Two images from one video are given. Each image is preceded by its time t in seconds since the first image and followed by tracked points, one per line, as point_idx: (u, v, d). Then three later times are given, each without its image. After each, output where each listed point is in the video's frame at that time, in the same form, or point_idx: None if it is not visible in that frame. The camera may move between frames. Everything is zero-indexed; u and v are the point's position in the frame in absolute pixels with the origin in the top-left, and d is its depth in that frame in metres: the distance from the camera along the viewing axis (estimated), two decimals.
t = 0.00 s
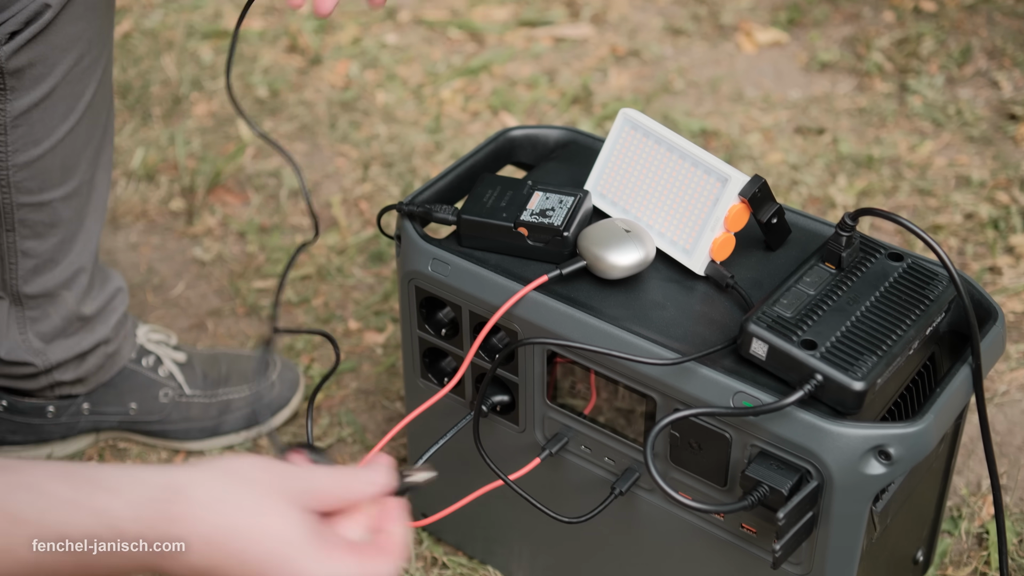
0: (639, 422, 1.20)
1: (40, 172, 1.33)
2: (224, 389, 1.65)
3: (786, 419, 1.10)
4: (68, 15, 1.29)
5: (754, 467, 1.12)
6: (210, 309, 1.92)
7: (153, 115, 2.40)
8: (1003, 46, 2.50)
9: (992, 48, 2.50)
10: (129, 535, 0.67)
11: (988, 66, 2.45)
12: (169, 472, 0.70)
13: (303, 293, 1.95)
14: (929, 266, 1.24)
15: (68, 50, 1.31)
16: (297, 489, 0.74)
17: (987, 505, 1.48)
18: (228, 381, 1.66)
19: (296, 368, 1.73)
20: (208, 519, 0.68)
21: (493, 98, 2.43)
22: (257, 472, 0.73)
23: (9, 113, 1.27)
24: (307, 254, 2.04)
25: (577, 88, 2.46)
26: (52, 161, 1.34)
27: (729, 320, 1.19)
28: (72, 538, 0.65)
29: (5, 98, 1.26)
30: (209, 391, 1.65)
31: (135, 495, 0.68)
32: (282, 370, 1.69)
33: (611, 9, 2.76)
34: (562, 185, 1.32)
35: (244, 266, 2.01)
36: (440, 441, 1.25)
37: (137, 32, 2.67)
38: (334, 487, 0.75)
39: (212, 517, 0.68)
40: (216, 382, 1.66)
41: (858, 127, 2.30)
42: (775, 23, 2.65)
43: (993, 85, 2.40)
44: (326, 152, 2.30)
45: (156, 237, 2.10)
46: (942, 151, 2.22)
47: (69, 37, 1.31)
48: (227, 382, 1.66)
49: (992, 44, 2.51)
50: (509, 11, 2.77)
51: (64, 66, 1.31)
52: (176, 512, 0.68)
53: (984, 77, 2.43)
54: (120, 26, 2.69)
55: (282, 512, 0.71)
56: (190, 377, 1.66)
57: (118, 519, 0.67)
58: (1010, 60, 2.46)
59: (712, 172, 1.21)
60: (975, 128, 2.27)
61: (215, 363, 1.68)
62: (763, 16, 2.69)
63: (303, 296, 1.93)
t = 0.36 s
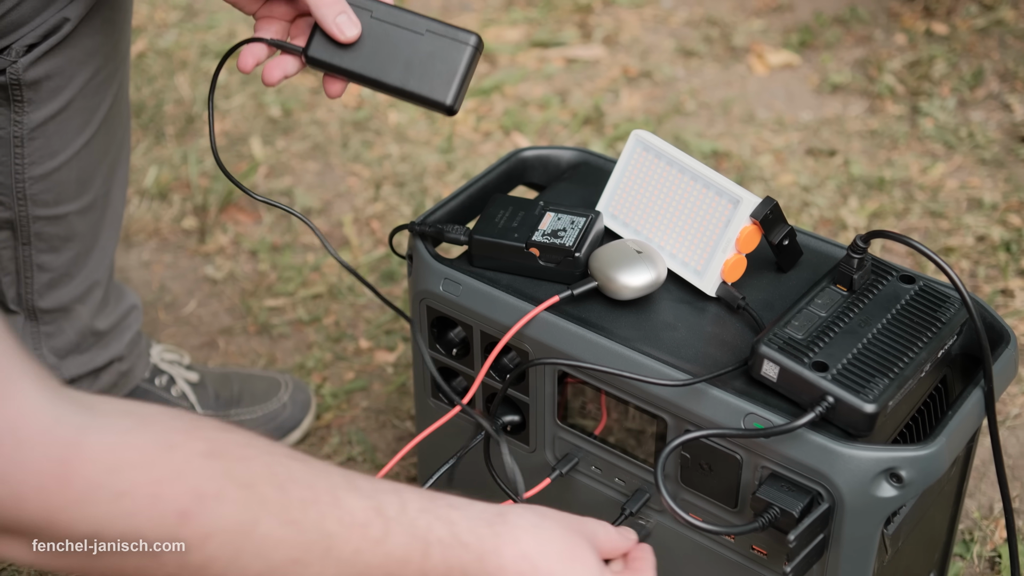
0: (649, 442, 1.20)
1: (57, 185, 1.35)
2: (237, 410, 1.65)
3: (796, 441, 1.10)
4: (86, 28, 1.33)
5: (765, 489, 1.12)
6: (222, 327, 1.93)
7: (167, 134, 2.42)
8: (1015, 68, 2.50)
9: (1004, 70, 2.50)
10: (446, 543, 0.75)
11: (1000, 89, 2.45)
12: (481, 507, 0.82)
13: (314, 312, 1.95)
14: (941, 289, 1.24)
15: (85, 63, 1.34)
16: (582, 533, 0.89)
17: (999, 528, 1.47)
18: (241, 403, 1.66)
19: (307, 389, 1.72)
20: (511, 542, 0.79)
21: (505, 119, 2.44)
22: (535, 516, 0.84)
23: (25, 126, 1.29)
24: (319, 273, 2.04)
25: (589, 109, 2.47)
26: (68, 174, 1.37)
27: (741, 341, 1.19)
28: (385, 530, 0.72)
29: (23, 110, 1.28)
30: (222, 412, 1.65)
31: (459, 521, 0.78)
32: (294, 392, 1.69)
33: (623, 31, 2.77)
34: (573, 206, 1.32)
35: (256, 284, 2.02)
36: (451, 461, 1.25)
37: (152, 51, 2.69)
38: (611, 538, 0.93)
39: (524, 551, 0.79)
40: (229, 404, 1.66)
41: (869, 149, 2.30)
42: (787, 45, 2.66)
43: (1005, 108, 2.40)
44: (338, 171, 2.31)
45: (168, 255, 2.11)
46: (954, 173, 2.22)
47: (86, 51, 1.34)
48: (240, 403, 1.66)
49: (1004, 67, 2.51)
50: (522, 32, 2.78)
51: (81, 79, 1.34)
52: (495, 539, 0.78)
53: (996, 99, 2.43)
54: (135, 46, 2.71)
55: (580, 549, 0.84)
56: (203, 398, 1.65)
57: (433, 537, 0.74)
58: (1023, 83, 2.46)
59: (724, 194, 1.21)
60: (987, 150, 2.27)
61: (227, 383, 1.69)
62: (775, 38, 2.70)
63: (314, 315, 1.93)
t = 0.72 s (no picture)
0: (653, 445, 1.20)
1: (69, 184, 1.37)
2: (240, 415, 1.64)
3: (800, 445, 1.09)
4: (103, 29, 1.35)
5: (768, 493, 1.12)
6: (225, 330, 1.93)
7: (171, 137, 2.42)
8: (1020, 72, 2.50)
9: (1009, 74, 2.50)
10: (511, 535, 0.85)
11: (1005, 93, 2.45)
12: (544, 501, 0.92)
13: (317, 314, 1.95)
14: (945, 293, 1.24)
15: (101, 65, 1.36)
16: (641, 532, 0.99)
17: (1003, 532, 1.46)
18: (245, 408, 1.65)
19: (312, 393, 1.71)
20: (570, 534, 0.89)
21: (509, 122, 2.44)
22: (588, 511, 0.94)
23: (40, 124, 1.30)
24: (322, 276, 2.04)
25: (593, 112, 2.47)
26: (81, 174, 1.38)
27: (744, 345, 1.19)
28: (453, 522, 0.82)
29: (39, 109, 1.30)
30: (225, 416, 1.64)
31: (523, 514, 0.88)
32: (298, 396, 1.68)
33: (627, 34, 2.77)
34: (577, 209, 1.32)
35: (260, 287, 2.02)
36: (454, 464, 1.25)
37: (157, 54, 2.70)
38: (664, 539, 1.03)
39: (582, 544, 0.89)
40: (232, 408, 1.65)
41: (873, 153, 2.30)
42: (791, 49, 2.66)
43: (1010, 112, 2.40)
44: (342, 174, 2.31)
45: (172, 257, 2.11)
46: (958, 177, 2.22)
47: (103, 52, 1.36)
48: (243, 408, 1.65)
49: (1009, 71, 2.51)
50: (526, 35, 2.79)
51: (96, 79, 1.36)
52: (558, 531, 0.88)
53: (1001, 103, 2.43)
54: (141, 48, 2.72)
55: (634, 545, 0.93)
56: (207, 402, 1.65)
57: (499, 529, 0.84)
58: None
59: (727, 198, 1.21)
60: (992, 154, 2.27)
61: (231, 387, 1.68)
62: (779, 42, 2.70)
63: (317, 317, 1.93)
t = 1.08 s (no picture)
0: (644, 424, 1.20)
1: (64, 163, 1.36)
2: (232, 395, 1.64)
3: (791, 422, 1.10)
4: (100, 7, 1.34)
5: (760, 470, 1.12)
6: (216, 310, 1.92)
7: (161, 117, 2.42)
8: (1011, 50, 2.50)
9: (999, 52, 2.50)
10: (502, 523, 0.85)
11: (995, 71, 2.45)
12: (535, 488, 0.92)
13: (308, 294, 1.94)
14: (936, 270, 1.24)
15: (98, 43, 1.36)
16: (635, 515, 0.99)
17: (993, 507, 1.47)
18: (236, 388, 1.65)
19: (303, 373, 1.71)
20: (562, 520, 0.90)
21: (500, 102, 2.44)
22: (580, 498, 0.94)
23: (36, 102, 1.30)
24: (313, 256, 2.03)
25: (584, 91, 2.47)
26: (76, 152, 1.38)
27: (735, 322, 1.19)
28: (446, 510, 0.82)
29: (34, 87, 1.29)
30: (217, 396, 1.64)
31: (515, 503, 0.88)
32: (290, 375, 1.68)
33: (618, 13, 2.77)
34: (568, 188, 1.32)
35: (250, 267, 2.01)
36: (446, 442, 1.25)
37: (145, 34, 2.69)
38: (658, 520, 1.03)
39: (573, 532, 0.90)
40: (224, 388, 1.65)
41: (864, 131, 2.30)
42: (782, 27, 2.66)
43: (1000, 89, 2.40)
44: (333, 154, 2.31)
45: (162, 238, 2.11)
46: (949, 155, 2.22)
47: (100, 30, 1.36)
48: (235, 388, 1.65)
49: (999, 49, 2.51)
50: (517, 14, 2.78)
51: (93, 58, 1.35)
52: (549, 520, 0.89)
53: (991, 81, 2.43)
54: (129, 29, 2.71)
55: (626, 530, 0.94)
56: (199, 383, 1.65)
57: (490, 517, 0.85)
58: (1018, 64, 2.46)
59: (719, 175, 1.21)
60: (982, 132, 2.27)
61: (222, 367, 1.68)
62: (770, 20, 2.69)
63: (308, 297, 1.93)
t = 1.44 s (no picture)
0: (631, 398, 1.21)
1: (50, 138, 1.36)
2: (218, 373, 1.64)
3: (778, 394, 1.10)
4: None
5: (746, 442, 1.12)
6: (202, 289, 1.92)
7: (144, 95, 2.40)
8: (997, 22, 2.49)
9: (985, 24, 2.49)
10: (498, 487, 0.85)
11: (980, 43, 2.45)
12: (529, 452, 0.92)
13: (294, 272, 1.94)
14: (922, 242, 1.24)
15: (84, 17, 1.34)
16: (628, 481, 1.00)
17: (977, 479, 1.48)
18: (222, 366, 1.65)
19: (290, 350, 1.70)
20: (557, 484, 0.90)
21: (485, 77, 2.43)
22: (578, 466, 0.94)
23: (22, 76, 1.28)
24: (299, 233, 2.03)
25: (569, 66, 2.46)
26: (62, 127, 1.37)
27: (721, 296, 1.19)
28: (442, 475, 0.81)
29: (20, 61, 1.27)
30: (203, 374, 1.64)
31: (510, 466, 0.88)
32: (277, 353, 1.67)
33: None
34: (554, 162, 1.32)
35: (235, 245, 2.01)
36: (435, 416, 1.25)
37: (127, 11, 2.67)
38: (648, 486, 1.04)
39: (568, 495, 0.90)
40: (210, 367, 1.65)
41: (850, 105, 2.30)
42: (768, 1, 2.65)
43: (985, 62, 2.40)
44: (318, 131, 2.30)
45: (146, 217, 2.09)
46: (934, 128, 2.22)
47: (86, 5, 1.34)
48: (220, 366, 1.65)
49: (985, 21, 2.50)
50: None
51: (79, 32, 1.34)
52: (544, 483, 0.89)
53: (976, 54, 2.43)
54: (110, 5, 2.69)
55: (620, 494, 0.94)
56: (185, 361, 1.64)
57: (486, 482, 0.85)
58: (1003, 37, 2.46)
59: (704, 149, 1.21)
60: (967, 104, 2.27)
61: (209, 345, 1.67)
62: None
63: (294, 275, 1.93)
